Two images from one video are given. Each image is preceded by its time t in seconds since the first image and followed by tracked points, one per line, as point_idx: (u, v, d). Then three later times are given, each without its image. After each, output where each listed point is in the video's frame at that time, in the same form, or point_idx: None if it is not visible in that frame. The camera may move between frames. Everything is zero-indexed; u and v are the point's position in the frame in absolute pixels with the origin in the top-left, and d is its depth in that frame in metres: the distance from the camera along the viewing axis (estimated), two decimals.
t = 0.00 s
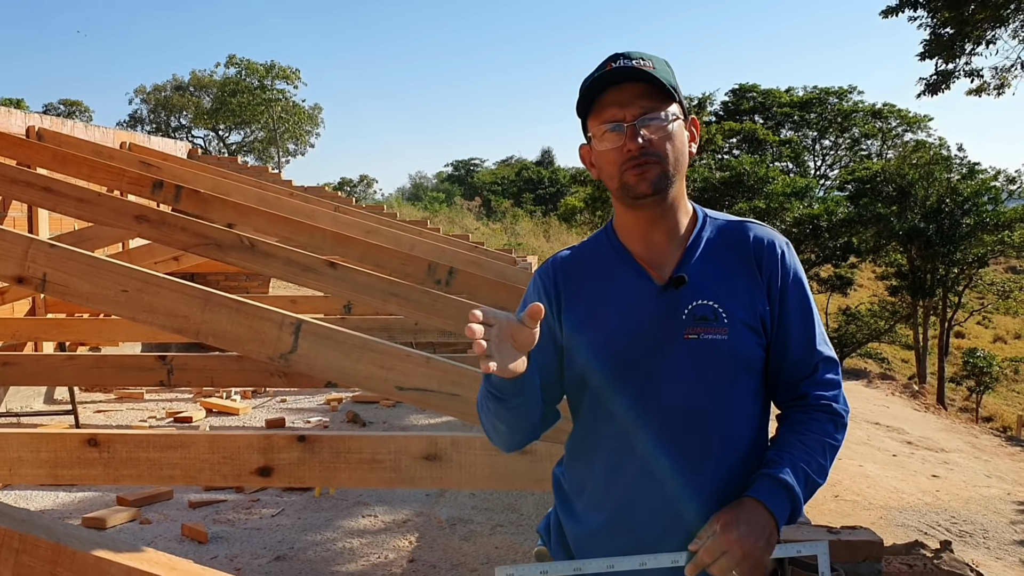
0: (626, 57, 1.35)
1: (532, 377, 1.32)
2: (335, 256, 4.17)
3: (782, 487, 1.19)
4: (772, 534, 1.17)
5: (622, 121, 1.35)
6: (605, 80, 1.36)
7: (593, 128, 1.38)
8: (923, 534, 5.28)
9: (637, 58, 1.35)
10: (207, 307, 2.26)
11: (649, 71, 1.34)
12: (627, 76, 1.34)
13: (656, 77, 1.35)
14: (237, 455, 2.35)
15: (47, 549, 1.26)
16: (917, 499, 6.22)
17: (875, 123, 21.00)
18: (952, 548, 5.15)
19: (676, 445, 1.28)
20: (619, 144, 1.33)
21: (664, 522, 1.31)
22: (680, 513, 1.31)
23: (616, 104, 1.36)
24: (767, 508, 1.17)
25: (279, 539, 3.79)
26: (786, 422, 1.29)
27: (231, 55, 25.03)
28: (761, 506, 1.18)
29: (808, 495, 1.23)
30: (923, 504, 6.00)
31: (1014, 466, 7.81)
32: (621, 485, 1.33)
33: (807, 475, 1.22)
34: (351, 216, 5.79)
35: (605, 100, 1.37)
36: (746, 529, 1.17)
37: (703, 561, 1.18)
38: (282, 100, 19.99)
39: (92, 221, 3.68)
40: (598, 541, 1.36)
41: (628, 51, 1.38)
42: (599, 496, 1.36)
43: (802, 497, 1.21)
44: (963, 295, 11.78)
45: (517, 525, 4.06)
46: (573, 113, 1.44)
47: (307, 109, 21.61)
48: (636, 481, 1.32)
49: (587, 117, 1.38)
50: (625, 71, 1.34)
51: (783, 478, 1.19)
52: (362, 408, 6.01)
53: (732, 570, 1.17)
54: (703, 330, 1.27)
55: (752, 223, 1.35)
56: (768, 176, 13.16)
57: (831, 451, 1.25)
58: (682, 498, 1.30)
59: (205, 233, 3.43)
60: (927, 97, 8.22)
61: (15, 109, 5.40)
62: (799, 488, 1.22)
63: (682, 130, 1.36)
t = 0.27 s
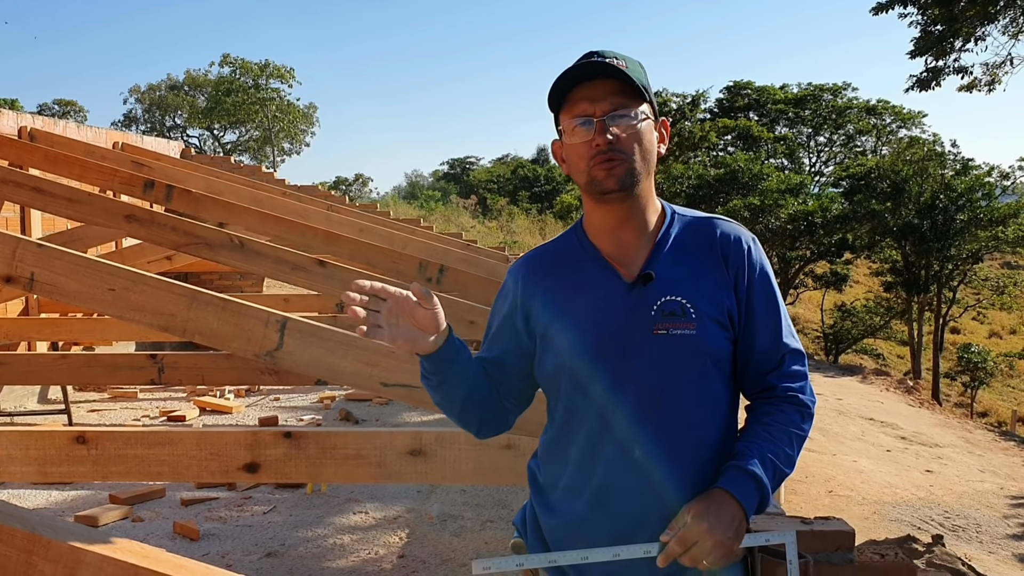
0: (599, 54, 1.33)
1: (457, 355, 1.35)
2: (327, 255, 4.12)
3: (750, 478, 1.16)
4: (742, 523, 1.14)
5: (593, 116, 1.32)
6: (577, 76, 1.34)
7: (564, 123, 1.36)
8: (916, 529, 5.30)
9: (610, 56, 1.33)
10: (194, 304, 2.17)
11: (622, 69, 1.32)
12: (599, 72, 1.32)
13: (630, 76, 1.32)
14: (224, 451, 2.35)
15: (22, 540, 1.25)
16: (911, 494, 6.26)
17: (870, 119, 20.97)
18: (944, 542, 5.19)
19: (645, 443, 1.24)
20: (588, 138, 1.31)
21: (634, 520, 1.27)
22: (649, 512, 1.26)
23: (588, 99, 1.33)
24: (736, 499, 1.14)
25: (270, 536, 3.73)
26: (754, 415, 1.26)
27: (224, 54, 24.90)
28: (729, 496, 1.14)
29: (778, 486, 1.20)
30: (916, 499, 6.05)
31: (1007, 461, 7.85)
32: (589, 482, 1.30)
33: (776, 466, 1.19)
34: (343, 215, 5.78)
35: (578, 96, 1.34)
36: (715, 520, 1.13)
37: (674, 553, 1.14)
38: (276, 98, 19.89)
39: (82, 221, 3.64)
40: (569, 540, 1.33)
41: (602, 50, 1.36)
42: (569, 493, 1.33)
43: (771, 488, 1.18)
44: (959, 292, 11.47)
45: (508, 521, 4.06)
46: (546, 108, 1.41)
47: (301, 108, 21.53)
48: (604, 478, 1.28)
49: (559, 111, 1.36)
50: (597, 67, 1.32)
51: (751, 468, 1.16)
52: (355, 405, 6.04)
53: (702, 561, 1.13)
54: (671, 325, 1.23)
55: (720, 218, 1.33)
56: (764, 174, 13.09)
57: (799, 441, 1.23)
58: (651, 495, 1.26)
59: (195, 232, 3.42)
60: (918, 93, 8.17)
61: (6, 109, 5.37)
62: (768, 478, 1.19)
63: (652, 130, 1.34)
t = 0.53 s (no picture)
0: (583, 53, 1.34)
1: (428, 360, 1.42)
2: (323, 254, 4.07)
3: (720, 471, 1.12)
4: (712, 516, 1.11)
5: (571, 113, 1.33)
6: (558, 72, 1.35)
7: (543, 117, 1.37)
8: (914, 524, 5.34)
9: (593, 55, 1.34)
10: (187, 302, 2.08)
11: (605, 70, 1.33)
12: (580, 69, 1.33)
13: (612, 76, 1.33)
14: (218, 448, 2.22)
15: (9, 531, 1.28)
16: (911, 489, 6.28)
17: (868, 115, 20.94)
18: (943, 538, 5.20)
19: (613, 440, 1.25)
20: (565, 131, 1.32)
21: (605, 514, 1.28)
22: (620, 505, 1.27)
23: (568, 94, 1.34)
24: (705, 491, 1.11)
25: (267, 533, 3.68)
26: (730, 409, 1.22)
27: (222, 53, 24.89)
28: (698, 488, 1.11)
29: (753, 480, 1.16)
30: (915, 494, 6.07)
31: (1005, 455, 7.87)
32: (563, 474, 1.32)
33: (748, 458, 1.14)
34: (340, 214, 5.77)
35: (557, 91, 1.35)
36: (682, 512, 1.10)
37: (642, 545, 1.11)
38: (275, 98, 19.87)
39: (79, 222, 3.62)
40: (549, 531, 1.35)
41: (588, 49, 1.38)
42: (548, 486, 1.36)
43: (743, 480, 1.14)
44: (956, 287, 11.56)
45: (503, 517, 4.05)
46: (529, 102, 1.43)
47: (300, 107, 21.53)
48: (575, 472, 1.30)
49: (540, 105, 1.37)
50: (579, 63, 1.33)
51: (721, 461, 1.12)
52: (353, 404, 6.04)
53: (670, 554, 1.11)
54: (638, 321, 1.23)
55: (698, 213, 1.30)
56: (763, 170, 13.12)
57: (777, 434, 1.17)
58: (620, 492, 1.26)
59: (190, 231, 3.41)
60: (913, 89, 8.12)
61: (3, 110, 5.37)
62: (741, 472, 1.14)
63: (629, 132, 1.34)
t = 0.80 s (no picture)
0: (572, 52, 1.36)
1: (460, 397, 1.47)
2: (321, 253, 4.07)
3: (696, 467, 1.11)
4: (688, 510, 1.10)
5: (559, 112, 1.35)
6: (547, 71, 1.37)
7: (532, 116, 1.39)
8: (913, 521, 5.35)
9: (582, 56, 1.36)
10: (185, 302, 2.09)
11: (593, 70, 1.35)
12: (567, 68, 1.34)
13: (598, 75, 1.34)
14: (215, 446, 2.22)
15: (7, 525, 1.30)
16: (909, 486, 6.29)
17: (867, 114, 20.92)
18: (942, 535, 5.22)
19: (595, 435, 1.27)
20: (554, 131, 1.34)
21: (586, 507, 1.30)
22: (601, 501, 1.28)
23: (556, 93, 1.36)
24: (680, 486, 1.10)
25: (266, 532, 3.69)
26: (713, 406, 1.20)
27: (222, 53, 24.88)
28: (674, 483, 1.10)
29: (732, 476, 1.14)
30: (914, 491, 6.08)
31: (1005, 453, 7.88)
32: (546, 468, 1.34)
33: (727, 455, 1.13)
34: (339, 214, 5.78)
35: (546, 90, 1.37)
36: (656, 507, 1.10)
37: (617, 538, 1.11)
38: (274, 98, 19.86)
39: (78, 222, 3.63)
40: (533, 523, 1.37)
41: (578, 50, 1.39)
42: (533, 480, 1.38)
43: (722, 476, 1.12)
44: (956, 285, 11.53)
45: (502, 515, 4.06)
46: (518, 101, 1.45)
47: (299, 107, 21.54)
48: (557, 466, 1.32)
49: (529, 104, 1.39)
50: (567, 63, 1.34)
51: (697, 456, 1.11)
52: (352, 403, 6.06)
53: (646, 547, 1.10)
54: (619, 318, 1.24)
55: (686, 211, 1.30)
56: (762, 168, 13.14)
57: (758, 431, 1.16)
58: (602, 486, 1.28)
59: (188, 231, 3.41)
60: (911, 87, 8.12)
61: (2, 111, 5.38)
62: (720, 470, 1.13)
63: (616, 131, 1.36)
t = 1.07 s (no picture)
0: (564, 53, 1.36)
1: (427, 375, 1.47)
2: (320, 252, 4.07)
3: (686, 466, 1.12)
4: (678, 508, 1.11)
5: (547, 111, 1.35)
6: (537, 70, 1.37)
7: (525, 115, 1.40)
8: (911, 519, 5.36)
9: (576, 55, 1.37)
10: (184, 300, 2.09)
11: (582, 69, 1.34)
12: (556, 67, 1.35)
13: (587, 73, 1.34)
14: (214, 444, 2.22)
15: (6, 521, 1.31)
16: (908, 485, 6.30)
17: (867, 112, 20.90)
18: (940, 533, 5.24)
19: (589, 431, 1.28)
20: (541, 130, 1.34)
21: (580, 504, 1.31)
22: (597, 498, 1.29)
23: (545, 92, 1.36)
24: (671, 484, 1.11)
25: (265, 529, 3.70)
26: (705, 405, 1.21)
27: (220, 52, 24.83)
28: (665, 481, 1.11)
29: (723, 475, 1.16)
30: (912, 489, 6.09)
31: (1003, 451, 7.89)
32: (542, 464, 1.35)
33: (718, 454, 1.14)
34: (337, 213, 5.79)
35: (537, 89, 1.37)
36: (647, 503, 1.11)
37: (609, 535, 1.12)
38: (273, 97, 19.81)
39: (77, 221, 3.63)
40: (528, 519, 1.38)
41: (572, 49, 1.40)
42: (528, 476, 1.38)
43: (712, 476, 1.14)
44: (956, 283, 11.52)
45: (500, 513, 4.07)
46: (511, 100, 1.46)
47: (298, 106, 21.51)
48: (553, 463, 1.33)
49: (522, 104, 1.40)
50: (556, 63, 1.35)
51: (686, 454, 1.13)
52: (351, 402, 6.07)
53: (637, 545, 1.11)
54: (614, 317, 1.25)
55: (681, 212, 1.31)
56: (760, 167, 13.13)
57: (749, 431, 1.17)
58: (597, 483, 1.29)
59: (187, 230, 3.41)
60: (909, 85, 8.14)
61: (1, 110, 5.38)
62: (711, 468, 1.15)
63: (608, 128, 1.35)
